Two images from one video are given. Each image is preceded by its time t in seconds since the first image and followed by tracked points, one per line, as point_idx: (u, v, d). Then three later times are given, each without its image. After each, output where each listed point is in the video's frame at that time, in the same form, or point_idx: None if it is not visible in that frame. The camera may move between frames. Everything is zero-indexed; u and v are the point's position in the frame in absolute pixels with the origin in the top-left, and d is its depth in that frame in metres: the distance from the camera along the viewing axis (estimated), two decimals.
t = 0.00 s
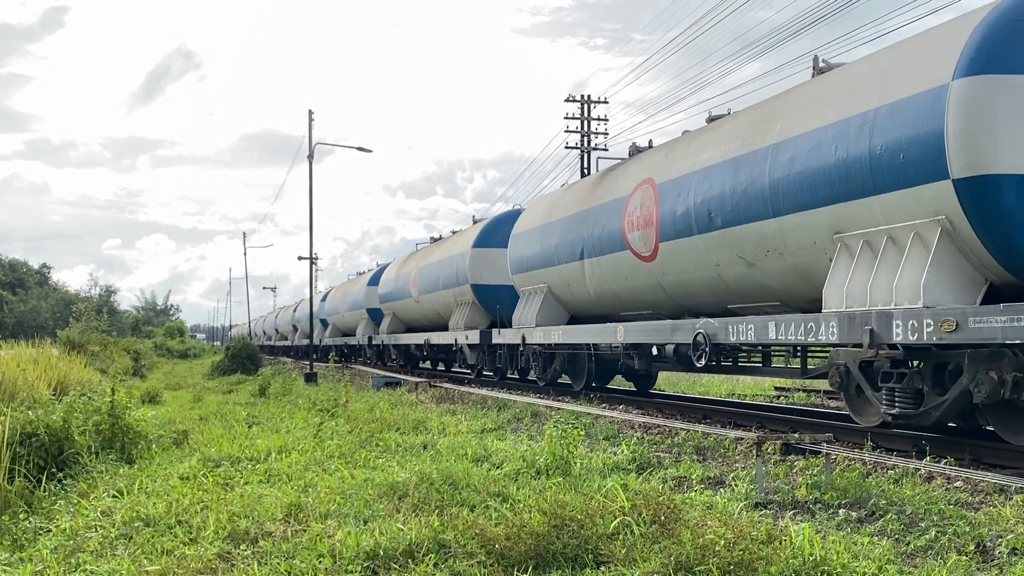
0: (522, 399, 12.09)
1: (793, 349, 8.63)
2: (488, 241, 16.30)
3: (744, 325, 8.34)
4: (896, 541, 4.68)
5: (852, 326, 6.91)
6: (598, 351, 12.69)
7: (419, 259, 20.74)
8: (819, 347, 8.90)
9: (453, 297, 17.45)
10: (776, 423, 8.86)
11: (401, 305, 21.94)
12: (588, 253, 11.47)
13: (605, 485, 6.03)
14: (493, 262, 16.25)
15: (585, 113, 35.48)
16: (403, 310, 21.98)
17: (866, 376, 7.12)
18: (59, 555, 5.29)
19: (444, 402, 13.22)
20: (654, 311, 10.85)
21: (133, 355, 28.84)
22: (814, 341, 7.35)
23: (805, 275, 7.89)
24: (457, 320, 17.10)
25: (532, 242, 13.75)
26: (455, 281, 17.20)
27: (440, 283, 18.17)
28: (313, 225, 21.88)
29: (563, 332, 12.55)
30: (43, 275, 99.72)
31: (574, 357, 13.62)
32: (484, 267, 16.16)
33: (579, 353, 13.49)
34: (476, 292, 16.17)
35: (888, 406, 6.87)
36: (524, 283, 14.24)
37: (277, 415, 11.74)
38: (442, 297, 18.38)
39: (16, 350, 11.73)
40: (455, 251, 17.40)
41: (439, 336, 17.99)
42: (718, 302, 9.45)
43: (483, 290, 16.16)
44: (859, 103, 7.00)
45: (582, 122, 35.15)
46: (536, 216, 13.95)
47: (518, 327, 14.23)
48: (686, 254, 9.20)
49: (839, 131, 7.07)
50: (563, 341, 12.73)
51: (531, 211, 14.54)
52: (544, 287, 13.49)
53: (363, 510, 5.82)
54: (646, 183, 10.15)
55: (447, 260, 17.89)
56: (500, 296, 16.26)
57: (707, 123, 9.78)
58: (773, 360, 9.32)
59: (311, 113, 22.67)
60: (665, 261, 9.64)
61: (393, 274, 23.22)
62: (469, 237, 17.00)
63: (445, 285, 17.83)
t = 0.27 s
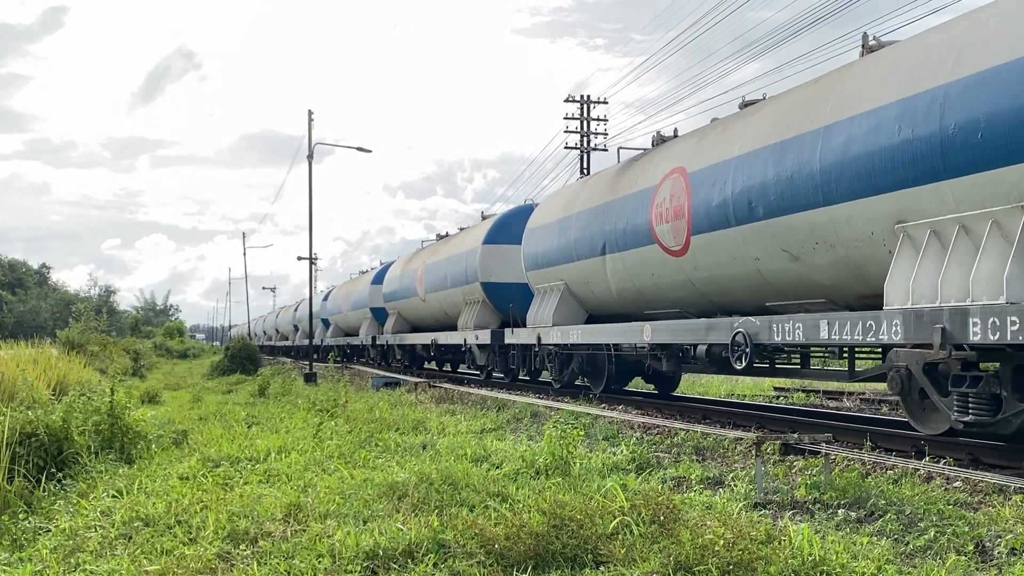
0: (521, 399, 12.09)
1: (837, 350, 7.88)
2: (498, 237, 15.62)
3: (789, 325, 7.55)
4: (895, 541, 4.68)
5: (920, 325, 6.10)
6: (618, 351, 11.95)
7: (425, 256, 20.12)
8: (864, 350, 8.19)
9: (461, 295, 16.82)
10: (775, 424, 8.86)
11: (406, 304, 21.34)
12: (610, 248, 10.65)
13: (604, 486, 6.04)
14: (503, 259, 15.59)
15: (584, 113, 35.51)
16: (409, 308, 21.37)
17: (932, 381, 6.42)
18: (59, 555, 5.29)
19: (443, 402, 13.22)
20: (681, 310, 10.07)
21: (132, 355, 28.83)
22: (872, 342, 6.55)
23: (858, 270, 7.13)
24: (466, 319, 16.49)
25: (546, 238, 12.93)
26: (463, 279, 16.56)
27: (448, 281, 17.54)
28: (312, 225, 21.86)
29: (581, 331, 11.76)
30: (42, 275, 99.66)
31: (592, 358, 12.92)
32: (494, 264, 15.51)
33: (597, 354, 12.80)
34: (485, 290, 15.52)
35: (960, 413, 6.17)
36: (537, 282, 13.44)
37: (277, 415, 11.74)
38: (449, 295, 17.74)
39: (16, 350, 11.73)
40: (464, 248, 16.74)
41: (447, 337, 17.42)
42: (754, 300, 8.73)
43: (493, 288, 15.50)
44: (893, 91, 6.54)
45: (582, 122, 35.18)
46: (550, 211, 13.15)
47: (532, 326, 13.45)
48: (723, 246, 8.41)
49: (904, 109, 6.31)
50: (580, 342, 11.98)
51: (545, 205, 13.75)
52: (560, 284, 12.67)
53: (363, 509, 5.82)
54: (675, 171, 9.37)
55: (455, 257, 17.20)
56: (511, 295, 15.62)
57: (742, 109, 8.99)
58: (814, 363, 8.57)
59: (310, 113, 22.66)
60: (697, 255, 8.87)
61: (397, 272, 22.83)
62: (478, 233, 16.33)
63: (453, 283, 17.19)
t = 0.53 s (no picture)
0: (521, 399, 12.09)
1: (894, 351, 7.47)
2: (511, 232, 15.14)
3: (845, 322, 6.99)
4: (895, 541, 4.69)
5: (1004, 324, 5.57)
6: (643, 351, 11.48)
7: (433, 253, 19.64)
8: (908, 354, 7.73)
9: (471, 293, 16.34)
10: (775, 424, 8.86)
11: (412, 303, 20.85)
12: (637, 241, 10.06)
13: (604, 485, 6.04)
14: (516, 255, 15.11)
15: (584, 113, 35.54)
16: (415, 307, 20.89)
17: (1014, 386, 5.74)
18: (58, 555, 5.28)
19: (443, 402, 13.22)
20: (713, 308, 9.52)
21: (132, 355, 28.82)
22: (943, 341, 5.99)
23: (920, 262, 6.55)
24: (477, 318, 16.02)
25: (565, 231, 12.31)
26: (473, 275, 16.08)
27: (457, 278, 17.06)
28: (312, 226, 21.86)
29: (605, 331, 11.19)
30: (42, 275, 99.60)
31: (614, 359, 12.42)
32: (506, 260, 15.03)
33: (618, 355, 12.33)
34: (497, 287, 15.03)
35: None
36: (556, 278, 12.84)
37: (276, 415, 11.74)
38: (459, 293, 17.26)
39: (16, 350, 11.72)
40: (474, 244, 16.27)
41: (457, 336, 16.95)
42: (798, 295, 8.18)
43: (506, 286, 15.03)
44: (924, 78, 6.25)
45: (581, 122, 35.22)
46: (569, 203, 12.51)
47: (550, 326, 12.89)
48: (768, 237, 7.83)
49: (978, 84, 5.75)
50: (604, 342, 11.43)
51: (562, 198, 13.13)
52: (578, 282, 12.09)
53: (362, 509, 5.82)
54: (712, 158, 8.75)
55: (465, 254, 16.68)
56: (524, 293, 15.14)
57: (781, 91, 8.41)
58: (857, 365, 8.17)
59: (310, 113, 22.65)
60: (736, 247, 8.30)
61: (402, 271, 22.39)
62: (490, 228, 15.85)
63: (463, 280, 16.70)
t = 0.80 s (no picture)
0: (521, 399, 12.09)
1: (954, 350, 6.80)
2: (524, 227, 14.55)
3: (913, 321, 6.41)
4: (894, 541, 4.69)
5: None
6: (670, 351, 10.81)
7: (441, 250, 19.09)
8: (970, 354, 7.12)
9: (482, 291, 15.78)
10: (774, 424, 8.86)
11: (419, 301, 20.30)
12: (667, 233, 9.42)
13: (604, 485, 6.04)
14: (530, 252, 14.53)
15: (584, 113, 35.58)
16: (422, 305, 20.34)
17: None
18: (58, 555, 5.28)
19: (443, 402, 13.21)
20: (750, 306, 8.91)
21: (131, 355, 28.81)
22: None
23: (995, 254, 5.89)
24: (488, 316, 15.47)
25: (587, 226, 11.66)
26: (485, 272, 15.52)
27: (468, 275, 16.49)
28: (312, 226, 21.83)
29: (629, 330, 10.58)
30: (42, 275, 99.58)
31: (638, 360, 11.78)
32: (520, 257, 14.47)
33: (643, 355, 11.67)
34: (510, 285, 14.46)
35: None
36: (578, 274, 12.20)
37: (276, 415, 11.73)
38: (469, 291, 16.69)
39: (16, 349, 11.71)
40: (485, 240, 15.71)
41: (469, 336, 16.43)
42: (849, 291, 7.54)
43: (520, 283, 14.47)
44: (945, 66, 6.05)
45: (581, 122, 35.24)
46: (590, 196, 11.88)
47: (569, 324, 12.31)
48: (820, 225, 7.18)
49: None
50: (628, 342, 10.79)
51: (581, 190, 12.52)
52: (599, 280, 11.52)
53: (362, 509, 5.82)
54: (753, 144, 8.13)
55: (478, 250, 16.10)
56: (539, 290, 14.57)
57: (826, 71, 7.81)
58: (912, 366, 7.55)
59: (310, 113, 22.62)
60: (781, 238, 7.67)
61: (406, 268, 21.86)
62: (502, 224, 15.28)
63: (473, 278, 16.13)
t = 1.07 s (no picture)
0: (520, 399, 12.08)
1: None
2: (539, 222, 13.90)
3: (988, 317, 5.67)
4: (894, 540, 4.69)
5: None
6: (700, 351, 10.16)
7: (449, 246, 18.45)
8: None
9: (494, 288, 15.15)
10: (774, 423, 8.85)
11: (426, 300, 19.69)
12: (702, 225, 8.79)
13: (604, 485, 6.04)
14: (545, 247, 13.88)
15: (583, 113, 35.59)
16: (428, 304, 19.73)
17: None
18: (58, 555, 5.28)
19: (443, 402, 13.21)
20: (792, 302, 8.32)
21: (131, 354, 28.79)
22: None
23: None
24: (501, 314, 14.86)
25: (609, 218, 11.01)
26: (497, 269, 14.87)
27: (479, 272, 15.85)
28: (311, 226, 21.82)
29: (657, 329, 9.89)
30: (42, 275, 99.53)
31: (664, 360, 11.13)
32: (535, 253, 13.82)
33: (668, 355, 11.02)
34: (524, 282, 13.82)
35: None
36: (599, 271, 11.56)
37: (276, 415, 11.73)
38: (480, 289, 16.06)
39: (15, 349, 11.71)
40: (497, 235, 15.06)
41: (480, 335, 15.85)
42: (907, 286, 6.91)
43: (535, 280, 13.81)
44: (965, 56, 5.88)
45: (581, 122, 35.25)
46: (612, 186, 11.23)
47: (591, 324, 11.66)
48: (881, 212, 6.56)
49: None
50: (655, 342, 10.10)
51: (601, 181, 11.89)
52: (621, 278, 10.88)
53: (362, 509, 5.82)
54: (799, 127, 7.50)
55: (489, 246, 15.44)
56: (555, 287, 13.93)
57: (876, 50, 7.24)
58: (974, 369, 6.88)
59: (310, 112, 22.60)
60: (834, 227, 7.06)
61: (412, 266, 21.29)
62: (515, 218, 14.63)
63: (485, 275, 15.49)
